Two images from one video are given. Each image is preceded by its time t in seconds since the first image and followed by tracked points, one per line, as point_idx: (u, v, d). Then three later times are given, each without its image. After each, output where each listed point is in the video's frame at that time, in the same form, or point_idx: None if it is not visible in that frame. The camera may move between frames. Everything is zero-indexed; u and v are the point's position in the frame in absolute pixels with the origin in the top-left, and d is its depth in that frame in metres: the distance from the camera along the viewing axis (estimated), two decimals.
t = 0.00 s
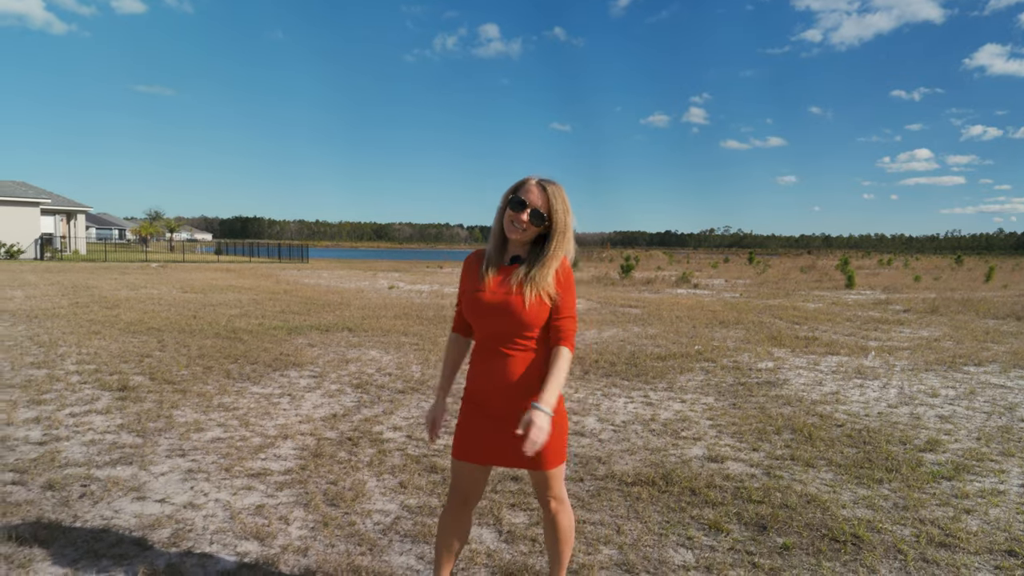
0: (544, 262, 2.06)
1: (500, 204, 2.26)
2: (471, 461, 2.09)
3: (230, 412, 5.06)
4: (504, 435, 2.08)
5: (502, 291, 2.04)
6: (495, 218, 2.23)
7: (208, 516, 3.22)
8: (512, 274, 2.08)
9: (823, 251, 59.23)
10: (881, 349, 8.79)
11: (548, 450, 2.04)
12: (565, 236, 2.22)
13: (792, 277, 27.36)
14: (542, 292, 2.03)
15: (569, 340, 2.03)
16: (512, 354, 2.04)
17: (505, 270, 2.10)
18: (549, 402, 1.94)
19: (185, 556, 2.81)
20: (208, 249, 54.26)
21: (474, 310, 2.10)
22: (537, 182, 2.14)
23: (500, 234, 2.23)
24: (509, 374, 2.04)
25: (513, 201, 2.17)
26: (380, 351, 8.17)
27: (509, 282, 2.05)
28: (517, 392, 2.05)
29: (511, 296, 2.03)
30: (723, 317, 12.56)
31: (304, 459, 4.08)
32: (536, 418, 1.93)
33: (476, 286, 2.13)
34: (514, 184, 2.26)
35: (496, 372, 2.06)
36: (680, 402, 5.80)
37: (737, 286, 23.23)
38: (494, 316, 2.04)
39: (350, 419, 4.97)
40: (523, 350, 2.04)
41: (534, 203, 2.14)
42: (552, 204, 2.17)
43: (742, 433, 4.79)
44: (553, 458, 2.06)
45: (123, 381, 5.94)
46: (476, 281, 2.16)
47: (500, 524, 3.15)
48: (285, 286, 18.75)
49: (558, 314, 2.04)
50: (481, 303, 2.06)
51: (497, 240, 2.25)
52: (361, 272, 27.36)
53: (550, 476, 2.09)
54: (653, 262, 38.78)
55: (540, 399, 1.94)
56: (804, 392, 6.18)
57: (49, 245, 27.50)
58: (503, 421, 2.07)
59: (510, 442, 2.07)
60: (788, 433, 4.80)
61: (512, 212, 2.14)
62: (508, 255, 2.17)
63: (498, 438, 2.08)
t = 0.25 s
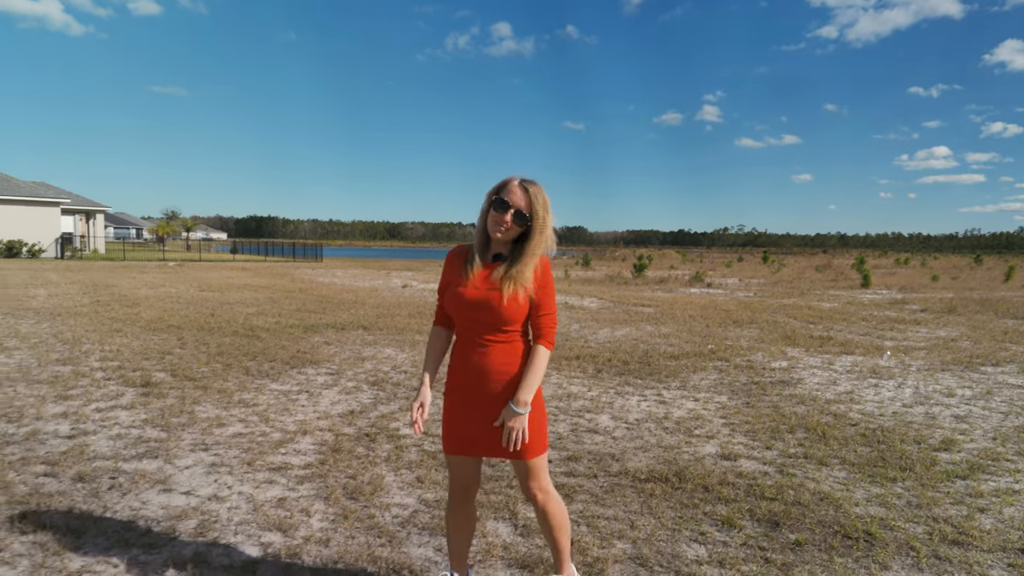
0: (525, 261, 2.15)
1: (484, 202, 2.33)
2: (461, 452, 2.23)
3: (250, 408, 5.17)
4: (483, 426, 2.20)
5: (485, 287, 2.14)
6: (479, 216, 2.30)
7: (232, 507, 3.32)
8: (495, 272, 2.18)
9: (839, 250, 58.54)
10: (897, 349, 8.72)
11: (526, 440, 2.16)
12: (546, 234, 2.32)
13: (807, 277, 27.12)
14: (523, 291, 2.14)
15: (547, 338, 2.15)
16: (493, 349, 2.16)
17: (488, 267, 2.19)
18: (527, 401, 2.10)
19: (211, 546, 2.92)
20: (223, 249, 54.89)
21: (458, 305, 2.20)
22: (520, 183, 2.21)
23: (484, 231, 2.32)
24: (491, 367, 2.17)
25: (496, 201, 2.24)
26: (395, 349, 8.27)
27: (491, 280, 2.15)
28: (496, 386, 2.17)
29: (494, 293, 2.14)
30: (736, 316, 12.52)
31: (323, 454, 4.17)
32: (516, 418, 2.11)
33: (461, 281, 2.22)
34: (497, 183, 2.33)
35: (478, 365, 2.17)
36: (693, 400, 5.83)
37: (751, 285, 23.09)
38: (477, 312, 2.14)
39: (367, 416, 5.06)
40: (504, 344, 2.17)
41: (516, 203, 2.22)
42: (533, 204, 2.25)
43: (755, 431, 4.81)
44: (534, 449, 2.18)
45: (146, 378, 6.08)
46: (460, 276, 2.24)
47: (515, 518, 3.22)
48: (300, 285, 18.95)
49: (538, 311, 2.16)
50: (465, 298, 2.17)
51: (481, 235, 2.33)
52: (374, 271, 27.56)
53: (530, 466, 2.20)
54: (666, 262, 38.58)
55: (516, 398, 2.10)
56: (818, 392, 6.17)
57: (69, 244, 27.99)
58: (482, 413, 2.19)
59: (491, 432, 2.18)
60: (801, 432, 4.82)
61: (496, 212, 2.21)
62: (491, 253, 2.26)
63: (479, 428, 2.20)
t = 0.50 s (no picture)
0: (512, 259, 2.22)
1: (468, 204, 2.40)
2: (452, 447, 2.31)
3: (271, 405, 5.28)
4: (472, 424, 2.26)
5: (475, 288, 2.22)
6: (465, 219, 2.38)
7: (256, 501, 3.41)
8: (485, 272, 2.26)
9: (858, 247, 57.73)
10: (916, 346, 8.64)
11: (511, 440, 2.21)
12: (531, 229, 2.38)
13: (825, 274, 26.82)
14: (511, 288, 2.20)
15: (536, 335, 2.21)
16: (483, 347, 2.22)
17: (478, 268, 2.27)
18: (516, 396, 2.17)
19: (237, 537, 3.01)
20: (240, 249, 55.58)
21: (451, 306, 2.29)
22: (499, 182, 2.27)
23: (472, 233, 2.40)
24: (481, 365, 2.23)
25: (479, 203, 2.31)
26: (411, 347, 8.36)
27: (480, 280, 2.23)
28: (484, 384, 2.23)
29: (484, 293, 2.22)
30: (752, 314, 12.45)
31: (342, 450, 4.26)
32: (506, 412, 2.18)
33: (454, 283, 2.31)
34: (479, 185, 2.40)
35: (468, 363, 2.25)
36: (708, 398, 5.84)
37: (767, 283, 22.89)
38: (469, 311, 2.22)
39: (384, 412, 5.15)
40: (495, 342, 2.23)
41: (498, 203, 2.29)
42: (515, 202, 2.31)
43: (771, 428, 4.82)
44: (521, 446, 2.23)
45: (169, 375, 6.23)
46: (452, 278, 2.33)
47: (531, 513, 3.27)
48: (316, 285, 19.16)
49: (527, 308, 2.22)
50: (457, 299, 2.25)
51: (470, 238, 2.41)
52: (389, 270, 27.77)
53: (512, 471, 2.25)
54: (680, 259, 38.35)
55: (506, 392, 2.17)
56: (834, 389, 6.14)
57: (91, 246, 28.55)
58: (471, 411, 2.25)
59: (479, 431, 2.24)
60: (817, 429, 4.81)
61: (479, 214, 2.29)
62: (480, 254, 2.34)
63: (469, 426, 2.26)
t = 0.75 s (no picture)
0: (511, 257, 2.26)
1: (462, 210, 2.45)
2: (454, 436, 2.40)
3: (291, 403, 5.36)
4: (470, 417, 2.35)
5: (474, 288, 2.29)
6: (461, 222, 2.44)
7: (279, 496, 3.49)
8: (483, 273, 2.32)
9: (876, 241, 56.90)
10: (936, 341, 8.53)
11: (503, 434, 2.26)
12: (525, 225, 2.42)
13: (842, 268, 26.51)
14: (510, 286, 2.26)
15: (534, 330, 2.25)
16: (485, 344, 2.30)
17: (477, 269, 2.34)
18: (512, 389, 2.23)
19: (262, 532, 3.08)
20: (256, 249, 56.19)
21: (452, 306, 2.37)
22: (488, 184, 2.32)
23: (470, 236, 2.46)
24: (482, 362, 2.30)
25: (473, 206, 2.37)
26: (427, 345, 8.42)
27: (479, 280, 2.28)
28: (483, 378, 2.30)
29: (483, 292, 2.28)
30: (768, 309, 12.36)
31: (361, 447, 4.33)
32: (501, 405, 2.24)
33: (454, 285, 2.37)
34: (472, 188, 2.45)
35: (471, 359, 2.32)
36: (724, 394, 5.83)
37: (784, 278, 22.66)
38: (469, 310, 2.30)
39: (402, 410, 5.21)
40: (496, 339, 2.30)
41: (490, 205, 2.34)
42: (507, 202, 2.35)
43: (788, 423, 4.80)
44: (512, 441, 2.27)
45: (191, 375, 6.35)
46: (453, 280, 2.40)
47: (550, 508, 3.30)
48: (332, 284, 19.34)
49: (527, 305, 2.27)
50: (458, 299, 2.32)
51: (467, 239, 2.47)
52: (403, 269, 27.93)
53: (496, 466, 2.26)
54: (694, 255, 38.10)
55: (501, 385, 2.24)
56: (852, 384, 6.10)
57: (111, 248, 29.07)
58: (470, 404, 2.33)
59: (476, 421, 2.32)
60: (835, 424, 4.79)
61: (474, 217, 2.34)
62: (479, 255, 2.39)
63: (469, 416, 2.34)
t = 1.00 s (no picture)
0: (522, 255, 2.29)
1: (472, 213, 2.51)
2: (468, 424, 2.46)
3: (312, 401, 5.44)
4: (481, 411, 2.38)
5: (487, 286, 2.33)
6: (471, 223, 2.49)
7: (304, 493, 3.55)
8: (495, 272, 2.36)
9: (894, 235, 56.01)
10: (958, 337, 8.40)
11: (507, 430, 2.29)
12: (535, 222, 2.45)
13: (861, 264, 26.16)
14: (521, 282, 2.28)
15: (545, 327, 2.25)
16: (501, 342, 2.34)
17: (489, 268, 2.39)
18: (521, 385, 2.26)
19: (289, 528, 3.14)
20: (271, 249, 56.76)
21: (469, 305, 2.42)
22: (495, 184, 2.38)
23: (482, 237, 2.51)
24: (496, 359, 2.34)
25: (482, 207, 2.42)
26: (444, 344, 8.48)
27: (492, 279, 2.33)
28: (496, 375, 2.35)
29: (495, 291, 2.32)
30: (786, 306, 12.26)
31: (383, 444, 4.39)
32: (508, 400, 2.26)
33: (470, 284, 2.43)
34: (481, 190, 2.51)
35: (487, 356, 2.37)
36: (744, 391, 5.80)
37: (801, 274, 22.42)
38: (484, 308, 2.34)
39: (421, 408, 5.26)
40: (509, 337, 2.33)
41: (498, 204, 2.39)
42: (514, 201, 2.39)
43: (809, 421, 4.77)
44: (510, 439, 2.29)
45: (214, 374, 6.46)
46: (468, 280, 2.45)
47: (572, 505, 3.33)
48: (348, 283, 19.50)
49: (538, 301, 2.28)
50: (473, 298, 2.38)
51: (480, 240, 2.52)
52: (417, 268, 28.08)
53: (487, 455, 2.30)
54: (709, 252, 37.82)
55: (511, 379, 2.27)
56: (874, 381, 6.04)
57: (132, 249, 29.57)
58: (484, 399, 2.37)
59: (486, 416, 2.35)
60: (857, 421, 4.75)
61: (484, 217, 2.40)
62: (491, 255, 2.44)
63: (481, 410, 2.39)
